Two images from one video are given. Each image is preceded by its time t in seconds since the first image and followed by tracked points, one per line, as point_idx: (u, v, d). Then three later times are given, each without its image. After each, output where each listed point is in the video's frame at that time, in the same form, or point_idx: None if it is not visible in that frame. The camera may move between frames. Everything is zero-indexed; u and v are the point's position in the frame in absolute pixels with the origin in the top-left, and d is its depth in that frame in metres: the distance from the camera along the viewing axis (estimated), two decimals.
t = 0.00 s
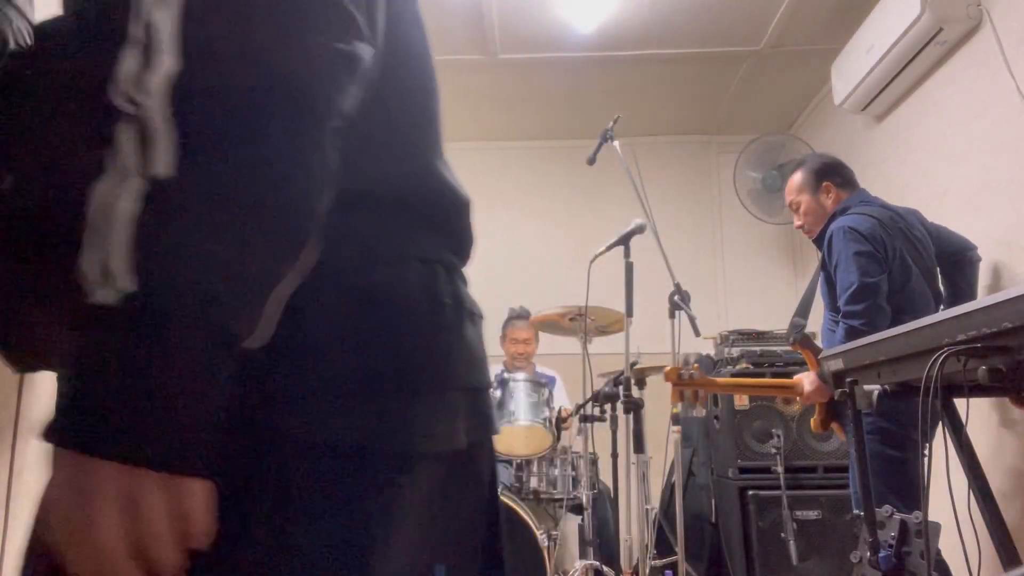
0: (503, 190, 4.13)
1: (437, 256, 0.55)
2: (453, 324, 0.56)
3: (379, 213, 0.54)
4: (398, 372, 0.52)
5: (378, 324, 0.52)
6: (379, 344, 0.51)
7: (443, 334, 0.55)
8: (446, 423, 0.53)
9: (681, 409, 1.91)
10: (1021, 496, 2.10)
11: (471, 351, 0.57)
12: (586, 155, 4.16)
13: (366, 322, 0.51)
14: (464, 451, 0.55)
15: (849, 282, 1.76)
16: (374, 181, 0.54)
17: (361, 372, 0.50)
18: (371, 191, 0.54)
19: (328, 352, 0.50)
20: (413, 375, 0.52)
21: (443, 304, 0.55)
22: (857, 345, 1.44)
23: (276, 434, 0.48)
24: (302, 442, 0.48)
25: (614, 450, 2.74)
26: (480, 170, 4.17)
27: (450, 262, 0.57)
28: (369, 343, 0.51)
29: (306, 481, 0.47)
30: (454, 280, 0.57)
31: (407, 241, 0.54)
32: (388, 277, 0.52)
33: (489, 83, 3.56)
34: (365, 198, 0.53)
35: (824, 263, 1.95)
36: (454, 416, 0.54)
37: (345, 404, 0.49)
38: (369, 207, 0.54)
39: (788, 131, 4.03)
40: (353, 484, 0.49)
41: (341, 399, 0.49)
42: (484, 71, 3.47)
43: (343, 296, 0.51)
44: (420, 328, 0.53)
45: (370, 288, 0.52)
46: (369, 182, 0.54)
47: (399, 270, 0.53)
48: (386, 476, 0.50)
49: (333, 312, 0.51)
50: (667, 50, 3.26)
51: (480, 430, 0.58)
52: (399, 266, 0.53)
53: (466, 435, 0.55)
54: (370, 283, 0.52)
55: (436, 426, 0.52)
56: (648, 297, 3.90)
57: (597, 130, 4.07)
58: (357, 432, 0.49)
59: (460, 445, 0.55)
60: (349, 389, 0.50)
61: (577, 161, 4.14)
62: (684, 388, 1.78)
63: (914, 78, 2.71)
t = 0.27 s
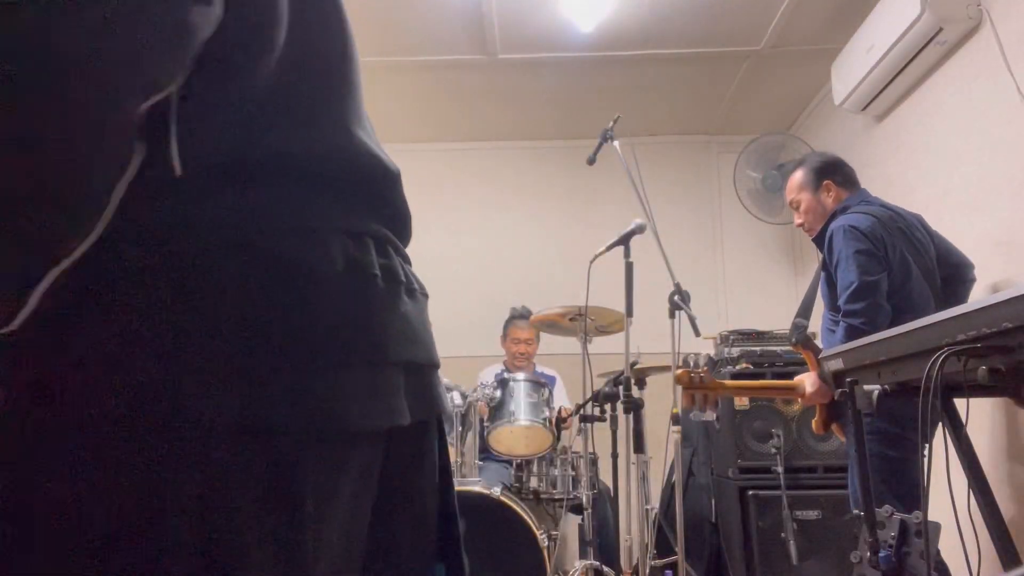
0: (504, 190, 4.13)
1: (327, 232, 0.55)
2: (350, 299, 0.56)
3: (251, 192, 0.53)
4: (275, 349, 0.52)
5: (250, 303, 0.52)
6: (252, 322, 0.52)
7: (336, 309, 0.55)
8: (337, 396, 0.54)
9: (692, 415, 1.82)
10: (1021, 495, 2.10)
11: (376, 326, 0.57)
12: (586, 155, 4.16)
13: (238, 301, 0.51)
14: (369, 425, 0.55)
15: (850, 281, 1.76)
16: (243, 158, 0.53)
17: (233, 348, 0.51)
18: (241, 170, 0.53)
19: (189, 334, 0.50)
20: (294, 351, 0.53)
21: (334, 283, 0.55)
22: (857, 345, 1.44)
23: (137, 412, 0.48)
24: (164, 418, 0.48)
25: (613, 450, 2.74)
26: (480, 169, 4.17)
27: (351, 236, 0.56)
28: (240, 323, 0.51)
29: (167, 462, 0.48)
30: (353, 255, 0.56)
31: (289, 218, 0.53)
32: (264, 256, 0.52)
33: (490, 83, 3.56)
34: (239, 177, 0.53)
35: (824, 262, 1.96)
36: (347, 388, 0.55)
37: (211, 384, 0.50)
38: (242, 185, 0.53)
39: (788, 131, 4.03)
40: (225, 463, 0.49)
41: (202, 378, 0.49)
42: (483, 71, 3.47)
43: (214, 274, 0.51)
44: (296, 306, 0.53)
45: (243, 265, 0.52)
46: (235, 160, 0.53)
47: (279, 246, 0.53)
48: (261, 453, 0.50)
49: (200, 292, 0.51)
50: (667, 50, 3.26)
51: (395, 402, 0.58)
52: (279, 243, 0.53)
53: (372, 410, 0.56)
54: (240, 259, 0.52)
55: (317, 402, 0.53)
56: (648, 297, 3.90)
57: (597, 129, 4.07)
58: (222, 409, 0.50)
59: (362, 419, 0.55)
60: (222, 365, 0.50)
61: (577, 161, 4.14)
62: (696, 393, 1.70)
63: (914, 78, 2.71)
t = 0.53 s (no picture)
0: (504, 190, 4.13)
1: (274, 208, 0.54)
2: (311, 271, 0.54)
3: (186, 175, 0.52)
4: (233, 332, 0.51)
5: (198, 290, 0.51)
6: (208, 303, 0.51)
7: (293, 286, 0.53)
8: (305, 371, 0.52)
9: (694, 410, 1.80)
10: (1021, 495, 2.10)
11: (338, 301, 0.55)
12: (586, 155, 4.15)
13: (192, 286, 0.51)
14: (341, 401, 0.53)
15: (855, 280, 1.76)
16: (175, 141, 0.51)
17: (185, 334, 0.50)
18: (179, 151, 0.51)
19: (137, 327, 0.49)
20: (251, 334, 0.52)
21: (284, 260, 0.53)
22: (857, 344, 1.44)
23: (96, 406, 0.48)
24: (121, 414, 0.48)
25: (614, 450, 2.74)
26: (480, 169, 4.17)
27: (299, 210, 0.55)
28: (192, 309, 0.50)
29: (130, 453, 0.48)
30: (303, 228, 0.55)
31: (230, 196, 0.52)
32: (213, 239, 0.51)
33: (491, 82, 3.56)
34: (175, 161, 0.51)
35: (827, 261, 1.96)
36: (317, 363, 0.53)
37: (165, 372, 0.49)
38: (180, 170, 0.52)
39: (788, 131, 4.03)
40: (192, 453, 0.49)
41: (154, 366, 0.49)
42: (483, 71, 3.46)
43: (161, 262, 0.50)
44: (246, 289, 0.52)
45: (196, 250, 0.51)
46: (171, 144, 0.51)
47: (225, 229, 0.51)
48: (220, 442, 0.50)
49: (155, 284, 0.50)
50: (666, 50, 3.26)
51: (371, 373, 0.57)
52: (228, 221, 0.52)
53: (342, 384, 0.54)
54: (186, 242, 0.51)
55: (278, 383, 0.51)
56: (648, 297, 3.90)
57: (597, 130, 4.07)
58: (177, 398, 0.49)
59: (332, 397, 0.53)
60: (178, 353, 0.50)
61: (577, 161, 4.14)
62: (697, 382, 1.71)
63: (914, 78, 2.70)
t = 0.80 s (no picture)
0: (503, 190, 4.13)
1: (205, 189, 0.48)
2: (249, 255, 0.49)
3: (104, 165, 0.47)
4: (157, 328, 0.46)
5: (118, 290, 0.46)
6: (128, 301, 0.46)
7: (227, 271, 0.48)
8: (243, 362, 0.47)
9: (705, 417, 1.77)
10: (1021, 495, 2.10)
11: (284, 286, 0.49)
12: (586, 155, 4.15)
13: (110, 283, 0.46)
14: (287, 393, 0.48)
15: (858, 279, 1.76)
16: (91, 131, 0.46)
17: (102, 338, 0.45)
18: (91, 140, 0.46)
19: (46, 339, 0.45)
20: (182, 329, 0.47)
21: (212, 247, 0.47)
22: (858, 344, 1.43)
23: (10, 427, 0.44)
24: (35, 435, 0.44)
25: (613, 450, 2.73)
26: (480, 170, 4.17)
27: (239, 193, 0.50)
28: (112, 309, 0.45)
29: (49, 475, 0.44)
30: (239, 209, 0.49)
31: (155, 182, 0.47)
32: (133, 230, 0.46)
33: (490, 83, 3.56)
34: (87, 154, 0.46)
35: (829, 260, 1.96)
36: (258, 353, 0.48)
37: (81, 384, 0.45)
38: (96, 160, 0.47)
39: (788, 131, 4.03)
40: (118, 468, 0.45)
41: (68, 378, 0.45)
42: (483, 72, 3.47)
43: (79, 265, 0.46)
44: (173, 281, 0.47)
45: (116, 245, 0.46)
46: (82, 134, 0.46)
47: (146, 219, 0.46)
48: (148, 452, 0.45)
49: (73, 290, 0.45)
50: (666, 50, 3.26)
51: (329, 363, 0.52)
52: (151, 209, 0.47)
53: (289, 374, 0.48)
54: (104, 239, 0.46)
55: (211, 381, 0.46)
56: (649, 297, 3.90)
57: (597, 130, 4.07)
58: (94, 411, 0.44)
59: (276, 389, 0.48)
60: (99, 360, 0.45)
61: (577, 161, 4.14)
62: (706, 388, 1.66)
63: (914, 78, 2.70)
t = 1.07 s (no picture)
0: (504, 190, 4.13)
1: (174, 185, 0.49)
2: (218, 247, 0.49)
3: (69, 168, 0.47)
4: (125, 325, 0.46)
5: (84, 287, 0.46)
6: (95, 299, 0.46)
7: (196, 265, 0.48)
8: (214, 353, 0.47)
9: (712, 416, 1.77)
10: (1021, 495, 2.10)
11: (255, 278, 0.50)
12: (586, 155, 4.15)
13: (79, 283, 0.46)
14: (261, 382, 0.48)
15: (861, 279, 1.76)
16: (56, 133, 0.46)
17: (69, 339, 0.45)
18: (58, 141, 0.46)
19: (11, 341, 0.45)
20: (152, 325, 0.46)
21: (179, 242, 0.48)
22: (857, 344, 1.44)
23: None
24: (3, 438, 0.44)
25: (613, 450, 2.73)
26: (479, 170, 4.17)
27: (209, 188, 0.50)
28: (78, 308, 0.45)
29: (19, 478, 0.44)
30: (208, 204, 0.50)
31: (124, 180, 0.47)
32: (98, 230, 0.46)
33: (490, 82, 3.56)
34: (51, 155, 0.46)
35: (832, 260, 1.96)
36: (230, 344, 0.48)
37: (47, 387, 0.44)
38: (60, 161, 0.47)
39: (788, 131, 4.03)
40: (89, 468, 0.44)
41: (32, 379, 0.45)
42: (483, 72, 3.47)
43: (47, 267, 0.46)
44: (142, 278, 0.47)
45: (85, 245, 0.46)
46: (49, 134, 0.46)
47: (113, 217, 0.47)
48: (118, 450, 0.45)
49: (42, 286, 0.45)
50: (666, 50, 3.26)
51: (305, 354, 0.52)
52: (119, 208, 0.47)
53: (263, 366, 0.48)
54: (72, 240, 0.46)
55: (182, 374, 0.46)
56: (649, 296, 3.90)
57: (597, 130, 4.07)
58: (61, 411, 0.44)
59: (248, 378, 0.47)
60: (69, 360, 0.45)
61: (577, 161, 4.14)
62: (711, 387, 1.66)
63: (914, 78, 2.70)
